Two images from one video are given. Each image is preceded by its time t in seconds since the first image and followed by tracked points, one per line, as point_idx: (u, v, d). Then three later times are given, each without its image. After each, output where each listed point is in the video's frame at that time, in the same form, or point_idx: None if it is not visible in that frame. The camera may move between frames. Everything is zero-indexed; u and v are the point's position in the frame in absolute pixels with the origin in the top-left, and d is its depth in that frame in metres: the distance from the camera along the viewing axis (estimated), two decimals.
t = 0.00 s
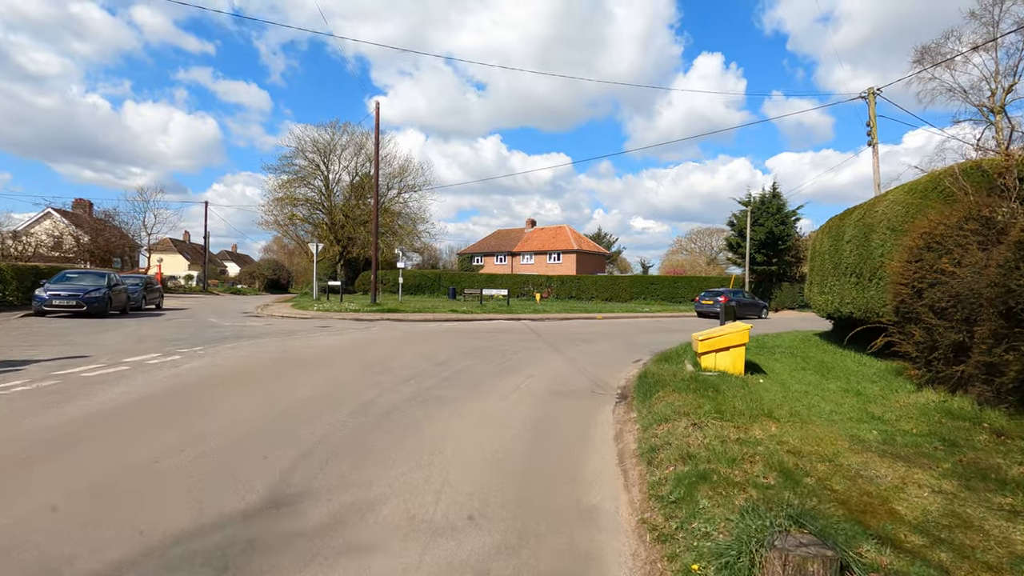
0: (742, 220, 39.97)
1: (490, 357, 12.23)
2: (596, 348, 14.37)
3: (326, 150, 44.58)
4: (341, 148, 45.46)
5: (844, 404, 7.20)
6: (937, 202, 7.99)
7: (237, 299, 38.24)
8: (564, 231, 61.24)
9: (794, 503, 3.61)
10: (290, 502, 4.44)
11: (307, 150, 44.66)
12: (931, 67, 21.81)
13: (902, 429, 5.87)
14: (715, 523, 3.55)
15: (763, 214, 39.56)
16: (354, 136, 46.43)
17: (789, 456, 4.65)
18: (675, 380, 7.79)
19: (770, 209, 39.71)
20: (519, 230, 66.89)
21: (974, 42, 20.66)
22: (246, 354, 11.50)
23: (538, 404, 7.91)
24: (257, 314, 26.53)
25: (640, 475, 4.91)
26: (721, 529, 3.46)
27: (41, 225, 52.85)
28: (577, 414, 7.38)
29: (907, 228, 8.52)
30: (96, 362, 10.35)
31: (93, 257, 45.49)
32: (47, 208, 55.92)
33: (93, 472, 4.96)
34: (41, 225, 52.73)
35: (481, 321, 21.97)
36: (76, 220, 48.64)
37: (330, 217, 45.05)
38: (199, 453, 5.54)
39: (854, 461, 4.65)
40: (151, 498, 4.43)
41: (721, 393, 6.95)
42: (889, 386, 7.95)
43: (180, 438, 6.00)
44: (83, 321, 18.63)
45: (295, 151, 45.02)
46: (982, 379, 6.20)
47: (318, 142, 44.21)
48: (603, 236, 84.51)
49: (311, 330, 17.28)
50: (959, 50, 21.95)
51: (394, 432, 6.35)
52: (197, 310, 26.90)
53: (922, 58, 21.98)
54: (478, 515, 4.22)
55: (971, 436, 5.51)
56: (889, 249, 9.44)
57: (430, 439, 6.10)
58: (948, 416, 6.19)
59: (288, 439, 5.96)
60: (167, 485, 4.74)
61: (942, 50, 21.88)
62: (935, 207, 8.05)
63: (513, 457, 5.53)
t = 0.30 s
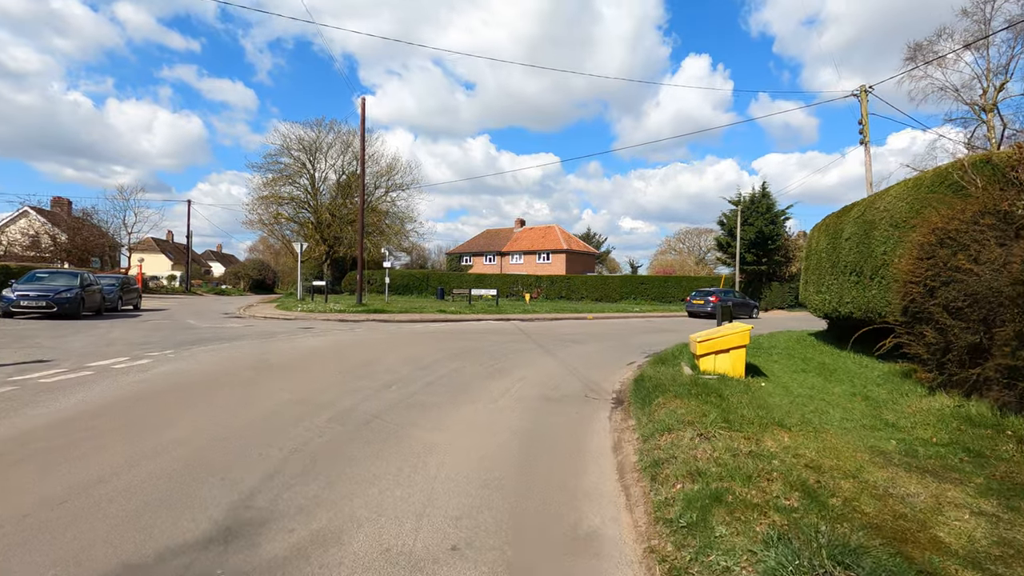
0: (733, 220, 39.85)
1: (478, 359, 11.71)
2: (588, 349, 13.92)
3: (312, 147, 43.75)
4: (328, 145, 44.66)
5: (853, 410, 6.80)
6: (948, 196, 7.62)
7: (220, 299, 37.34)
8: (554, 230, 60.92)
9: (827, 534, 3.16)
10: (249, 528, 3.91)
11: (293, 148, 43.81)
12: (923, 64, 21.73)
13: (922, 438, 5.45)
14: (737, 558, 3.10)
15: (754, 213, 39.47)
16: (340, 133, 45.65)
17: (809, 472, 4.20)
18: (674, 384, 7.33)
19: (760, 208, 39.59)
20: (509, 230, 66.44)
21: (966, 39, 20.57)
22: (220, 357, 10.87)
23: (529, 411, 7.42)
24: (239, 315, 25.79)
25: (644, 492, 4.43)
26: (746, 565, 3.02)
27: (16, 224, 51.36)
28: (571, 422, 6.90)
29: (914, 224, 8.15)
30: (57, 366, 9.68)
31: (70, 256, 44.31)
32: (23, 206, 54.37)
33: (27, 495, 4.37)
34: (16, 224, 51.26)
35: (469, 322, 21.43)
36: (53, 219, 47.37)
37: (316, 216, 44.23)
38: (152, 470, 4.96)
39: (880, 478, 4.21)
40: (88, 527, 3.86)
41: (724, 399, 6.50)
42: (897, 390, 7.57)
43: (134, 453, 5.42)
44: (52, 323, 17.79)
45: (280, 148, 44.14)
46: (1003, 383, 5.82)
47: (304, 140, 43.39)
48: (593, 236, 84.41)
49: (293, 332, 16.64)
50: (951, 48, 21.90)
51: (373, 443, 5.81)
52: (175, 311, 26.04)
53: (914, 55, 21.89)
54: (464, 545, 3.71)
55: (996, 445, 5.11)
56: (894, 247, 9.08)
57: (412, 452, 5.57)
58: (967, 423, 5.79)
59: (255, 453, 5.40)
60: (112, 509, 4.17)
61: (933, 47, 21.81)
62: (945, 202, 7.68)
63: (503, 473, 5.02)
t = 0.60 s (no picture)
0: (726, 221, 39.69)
1: (468, 365, 11.26)
2: (581, 353, 13.50)
3: (301, 147, 43.06)
4: (317, 145, 44.00)
5: (864, 420, 6.43)
6: (959, 194, 7.29)
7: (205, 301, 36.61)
8: (546, 231, 60.57)
9: None
10: (204, 567, 3.44)
11: (281, 147, 43.10)
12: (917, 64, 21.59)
13: (943, 452, 5.08)
14: None
15: (746, 213, 39.32)
16: (330, 133, 44.98)
17: (832, 496, 3.79)
18: (675, 393, 6.92)
19: (752, 209, 39.45)
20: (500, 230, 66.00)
21: (961, 39, 20.44)
22: (197, 363, 10.34)
23: (521, 422, 6.98)
24: (223, 318, 25.12)
25: (649, 519, 4.00)
26: None
27: None
28: (565, 434, 6.48)
29: (923, 224, 7.82)
30: (20, 375, 9.10)
31: (51, 257, 43.30)
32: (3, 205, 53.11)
33: None
34: None
35: (459, 324, 20.97)
36: (34, 218, 46.25)
37: (305, 217, 43.55)
38: (103, 495, 4.46)
39: (909, 501, 3.81)
40: (17, 569, 3.37)
41: (729, 409, 6.10)
42: (907, 398, 7.22)
43: (86, 474, 4.90)
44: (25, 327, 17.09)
45: (268, 148, 43.44)
46: None
47: (293, 139, 42.69)
48: (585, 237, 84.23)
49: (276, 336, 16.08)
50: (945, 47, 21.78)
51: (351, 461, 5.33)
52: (157, 314, 25.31)
53: (909, 55, 21.75)
54: None
55: None
56: (899, 247, 8.75)
57: (394, 471, 5.11)
58: (987, 435, 5.44)
59: (221, 474, 4.91)
60: (50, 544, 3.68)
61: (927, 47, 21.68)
62: (956, 200, 7.35)
63: (493, 495, 4.57)
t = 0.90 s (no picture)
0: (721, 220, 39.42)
1: (457, 367, 10.81)
2: (575, 354, 13.08)
3: (292, 145, 42.44)
4: (308, 143, 43.38)
5: (874, 425, 6.03)
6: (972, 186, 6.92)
7: (193, 302, 35.85)
8: (540, 231, 60.19)
9: None
10: None
11: (272, 145, 42.45)
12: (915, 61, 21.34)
13: (966, 463, 4.68)
14: None
15: (742, 213, 39.07)
16: (322, 131, 44.37)
17: (853, 516, 3.37)
18: (673, 397, 6.51)
19: (747, 209, 39.20)
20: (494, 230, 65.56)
21: (960, 36, 20.19)
22: (171, 366, 9.85)
23: (510, 428, 6.55)
24: (210, 318, 24.55)
25: (648, 541, 3.57)
26: None
27: None
28: (557, 441, 6.05)
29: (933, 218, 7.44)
30: None
31: (36, 257, 42.46)
32: None
33: None
34: None
35: (450, 325, 20.50)
36: (20, 217, 45.37)
37: (296, 216, 42.93)
38: (40, 513, 3.99)
39: (939, 523, 3.39)
40: None
41: (732, 415, 5.69)
42: (917, 401, 6.84)
43: (26, 489, 4.43)
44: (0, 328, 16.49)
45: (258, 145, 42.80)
46: None
47: (284, 138, 42.06)
48: (579, 237, 83.90)
49: (260, 336, 15.58)
50: (943, 44, 21.53)
51: (322, 474, 4.88)
52: (142, 314, 24.68)
53: (906, 52, 21.50)
54: None
55: None
56: (907, 244, 8.37)
57: (367, 485, 4.66)
58: (1010, 443, 5.04)
59: (174, 490, 4.44)
60: None
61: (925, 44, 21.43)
62: (969, 194, 6.98)
63: (474, 513, 4.13)
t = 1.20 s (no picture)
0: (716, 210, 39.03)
1: (446, 363, 10.34)
2: (569, 348, 12.66)
3: (280, 134, 41.48)
4: (297, 132, 42.42)
5: (890, 430, 5.62)
6: (992, 174, 6.49)
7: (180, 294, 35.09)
8: (534, 221, 59.58)
9: None
10: None
11: (260, 134, 41.46)
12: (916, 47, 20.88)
13: (997, 476, 4.26)
14: None
15: (737, 203, 38.67)
16: (311, 119, 43.39)
17: (887, 548, 2.94)
18: (674, 399, 6.07)
19: (743, 199, 38.80)
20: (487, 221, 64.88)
21: (962, 21, 19.73)
22: (143, 364, 9.31)
23: (500, 433, 6.10)
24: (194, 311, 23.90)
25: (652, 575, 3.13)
26: None
27: None
28: (550, 448, 5.61)
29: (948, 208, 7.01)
30: None
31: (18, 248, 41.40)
32: None
33: None
34: None
35: (441, 317, 20.00)
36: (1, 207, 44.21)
37: (285, 207, 42.08)
38: None
39: (985, 554, 2.96)
40: None
41: (739, 421, 5.26)
42: (931, 402, 6.44)
43: None
44: None
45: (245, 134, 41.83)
46: None
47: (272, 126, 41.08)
48: (573, 227, 83.36)
49: (243, 331, 15.02)
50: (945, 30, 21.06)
51: (291, 491, 4.41)
52: (124, 307, 23.99)
53: (908, 38, 21.02)
54: None
55: None
56: (918, 235, 7.96)
57: (339, 504, 4.19)
58: None
59: (121, 511, 3.96)
60: None
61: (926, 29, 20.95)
62: (988, 182, 6.56)
63: (457, 539, 3.67)
